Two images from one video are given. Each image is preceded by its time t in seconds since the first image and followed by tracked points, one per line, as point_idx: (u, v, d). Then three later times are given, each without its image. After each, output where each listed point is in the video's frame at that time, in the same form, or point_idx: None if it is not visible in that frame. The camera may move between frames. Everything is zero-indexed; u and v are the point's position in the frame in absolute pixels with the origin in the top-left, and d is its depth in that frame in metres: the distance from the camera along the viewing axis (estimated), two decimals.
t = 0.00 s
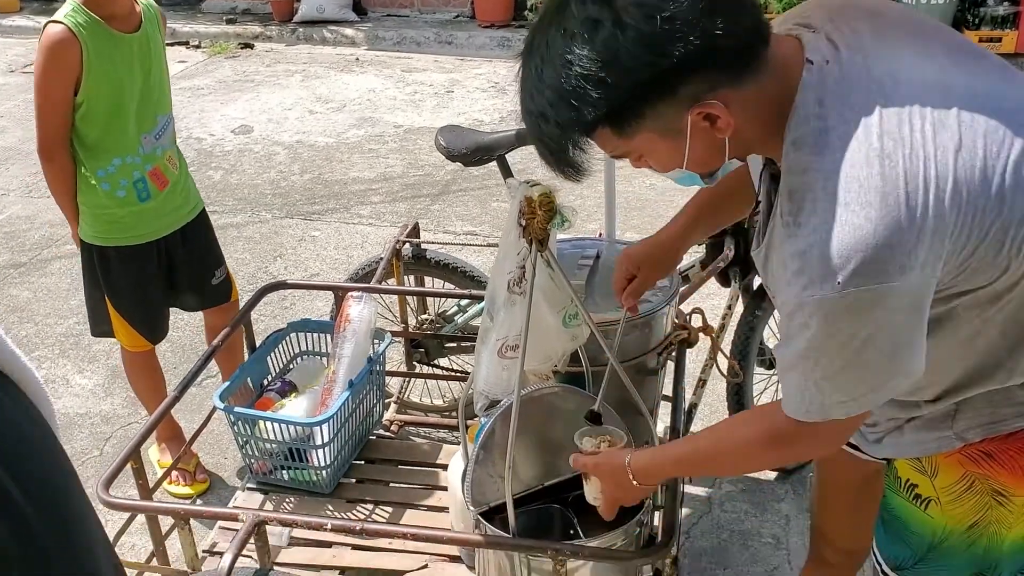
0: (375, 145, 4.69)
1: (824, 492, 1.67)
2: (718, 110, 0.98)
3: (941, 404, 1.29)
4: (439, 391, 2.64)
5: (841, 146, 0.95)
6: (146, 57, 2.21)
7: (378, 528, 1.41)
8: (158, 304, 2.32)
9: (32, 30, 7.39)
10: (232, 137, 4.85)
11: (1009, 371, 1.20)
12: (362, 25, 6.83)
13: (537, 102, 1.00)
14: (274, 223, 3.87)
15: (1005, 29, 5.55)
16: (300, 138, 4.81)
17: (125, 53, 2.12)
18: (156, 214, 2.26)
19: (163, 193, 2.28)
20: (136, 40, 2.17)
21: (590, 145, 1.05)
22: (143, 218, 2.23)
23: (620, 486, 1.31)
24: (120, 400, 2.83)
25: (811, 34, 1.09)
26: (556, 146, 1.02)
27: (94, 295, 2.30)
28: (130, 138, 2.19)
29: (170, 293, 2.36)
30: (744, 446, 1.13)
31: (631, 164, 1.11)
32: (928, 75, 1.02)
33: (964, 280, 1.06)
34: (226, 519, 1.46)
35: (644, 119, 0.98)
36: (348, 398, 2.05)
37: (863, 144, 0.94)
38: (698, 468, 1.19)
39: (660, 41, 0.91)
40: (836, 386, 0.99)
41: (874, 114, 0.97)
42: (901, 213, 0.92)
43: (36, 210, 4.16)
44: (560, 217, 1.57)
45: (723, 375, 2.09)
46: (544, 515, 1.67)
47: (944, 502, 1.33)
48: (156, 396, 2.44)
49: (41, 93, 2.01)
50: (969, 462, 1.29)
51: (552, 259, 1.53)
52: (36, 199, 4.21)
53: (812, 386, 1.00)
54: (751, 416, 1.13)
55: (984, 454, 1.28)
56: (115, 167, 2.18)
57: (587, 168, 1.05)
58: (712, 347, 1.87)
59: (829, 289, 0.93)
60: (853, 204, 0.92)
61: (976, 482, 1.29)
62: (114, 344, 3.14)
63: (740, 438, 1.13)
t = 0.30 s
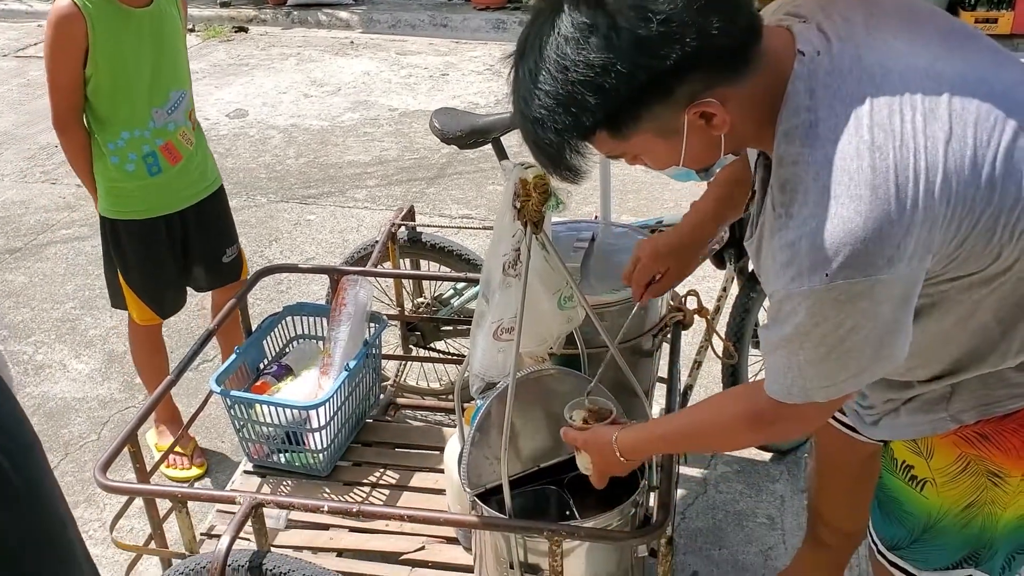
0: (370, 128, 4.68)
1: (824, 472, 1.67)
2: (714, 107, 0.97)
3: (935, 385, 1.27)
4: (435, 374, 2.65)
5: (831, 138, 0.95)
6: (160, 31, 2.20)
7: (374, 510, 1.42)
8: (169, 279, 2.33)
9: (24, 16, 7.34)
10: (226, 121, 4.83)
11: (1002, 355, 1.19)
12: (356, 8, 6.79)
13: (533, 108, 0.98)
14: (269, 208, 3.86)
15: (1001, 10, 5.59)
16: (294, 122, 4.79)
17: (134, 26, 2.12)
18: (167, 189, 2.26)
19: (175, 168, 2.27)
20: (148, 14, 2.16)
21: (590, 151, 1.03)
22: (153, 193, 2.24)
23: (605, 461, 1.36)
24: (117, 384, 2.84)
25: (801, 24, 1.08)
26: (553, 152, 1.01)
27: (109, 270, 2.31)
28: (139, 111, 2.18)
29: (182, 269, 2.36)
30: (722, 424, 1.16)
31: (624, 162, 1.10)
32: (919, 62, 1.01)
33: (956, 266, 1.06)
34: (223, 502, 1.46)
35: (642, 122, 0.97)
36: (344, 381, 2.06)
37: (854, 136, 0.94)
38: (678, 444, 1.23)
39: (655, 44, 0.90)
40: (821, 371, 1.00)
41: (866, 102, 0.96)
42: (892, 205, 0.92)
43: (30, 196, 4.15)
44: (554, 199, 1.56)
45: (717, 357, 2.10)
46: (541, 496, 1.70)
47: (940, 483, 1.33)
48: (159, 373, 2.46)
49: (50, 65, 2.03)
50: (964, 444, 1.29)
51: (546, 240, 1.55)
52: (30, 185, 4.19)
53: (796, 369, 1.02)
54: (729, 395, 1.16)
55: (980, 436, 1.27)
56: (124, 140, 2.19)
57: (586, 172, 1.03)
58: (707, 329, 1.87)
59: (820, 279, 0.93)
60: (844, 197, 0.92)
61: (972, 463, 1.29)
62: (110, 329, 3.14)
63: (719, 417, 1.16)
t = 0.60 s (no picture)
0: (356, 122, 4.67)
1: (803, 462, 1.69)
2: (686, 99, 0.97)
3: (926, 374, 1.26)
4: (423, 368, 2.65)
5: (814, 125, 0.95)
6: (172, 13, 2.19)
7: (361, 503, 1.42)
8: (178, 259, 2.33)
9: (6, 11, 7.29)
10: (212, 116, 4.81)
11: (991, 340, 1.20)
12: (342, 3, 6.77)
13: (508, 100, 0.99)
14: (254, 202, 3.85)
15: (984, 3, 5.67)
16: (281, 116, 4.78)
17: (144, 9, 2.11)
18: (176, 172, 2.26)
19: (184, 151, 2.27)
20: None
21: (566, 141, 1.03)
22: (162, 175, 2.24)
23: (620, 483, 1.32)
24: (103, 380, 2.83)
25: (775, 19, 1.09)
26: (531, 145, 1.01)
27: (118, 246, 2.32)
28: (147, 94, 2.18)
29: (193, 250, 2.36)
30: (747, 439, 1.13)
31: (604, 158, 1.10)
32: (894, 50, 1.02)
33: (948, 249, 1.06)
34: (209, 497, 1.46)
35: (617, 113, 0.97)
36: (332, 375, 2.06)
37: (839, 117, 0.94)
38: (701, 462, 1.19)
39: (628, 34, 0.91)
40: (842, 365, 0.98)
41: (848, 90, 0.96)
42: (885, 183, 0.92)
43: (14, 192, 4.12)
44: (540, 191, 1.56)
45: (703, 349, 2.11)
46: (528, 489, 1.68)
47: (932, 475, 1.29)
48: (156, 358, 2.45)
49: (60, 48, 2.03)
50: (957, 436, 1.26)
51: (533, 234, 1.51)
52: (13, 181, 4.17)
53: (815, 368, 1.00)
54: (750, 406, 1.13)
55: (973, 426, 1.25)
56: (132, 123, 2.19)
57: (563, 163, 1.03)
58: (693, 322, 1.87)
59: (823, 264, 0.92)
60: (835, 178, 0.92)
61: (964, 454, 1.26)
62: (96, 325, 3.13)
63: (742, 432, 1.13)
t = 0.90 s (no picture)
0: (336, 116, 4.65)
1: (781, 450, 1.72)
2: (647, 90, 0.97)
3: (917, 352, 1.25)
4: (406, 361, 2.66)
5: (788, 92, 0.97)
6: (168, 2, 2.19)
7: (346, 497, 1.42)
8: (169, 244, 2.31)
9: None
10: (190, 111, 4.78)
11: (978, 304, 1.18)
12: None
13: (475, 90, 1.01)
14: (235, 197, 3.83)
15: None
16: (260, 111, 4.75)
17: None
18: (166, 160, 2.25)
19: (174, 140, 2.26)
20: None
21: (531, 129, 1.05)
22: (152, 163, 2.23)
23: (636, 490, 1.29)
24: (85, 378, 2.81)
25: (738, 15, 1.13)
26: (499, 132, 1.03)
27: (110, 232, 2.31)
28: (141, 79, 2.18)
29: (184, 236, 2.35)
30: (767, 432, 1.10)
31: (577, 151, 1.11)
32: (855, 30, 1.06)
33: (932, 215, 1.04)
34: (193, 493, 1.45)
35: (580, 101, 0.98)
36: (315, 371, 2.05)
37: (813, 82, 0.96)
38: (722, 458, 1.15)
39: (588, 23, 0.91)
40: (852, 332, 0.95)
41: (819, 62, 0.99)
42: (865, 135, 0.92)
43: None
44: (520, 184, 1.54)
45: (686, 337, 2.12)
46: (513, 480, 1.68)
47: (924, 456, 1.30)
48: (142, 348, 2.42)
49: (58, 30, 2.03)
50: (950, 416, 1.27)
51: (515, 225, 1.50)
52: None
53: (827, 341, 0.97)
54: (773, 398, 1.10)
55: (966, 406, 1.27)
56: (125, 108, 2.18)
57: (531, 152, 1.06)
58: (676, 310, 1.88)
59: (815, 220, 0.91)
60: (814, 133, 0.93)
61: (956, 434, 1.27)
62: (76, 323, 3.11)
63: (761, 425, 1.10)
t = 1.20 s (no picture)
0: (322, 107, 4.63)
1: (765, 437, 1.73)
2: (636, 65, 0.97)
3: (894, 336, 1.26)
4: (395, 352, 2.65)
5: (778, 74, 0.97)
6: None
7: (336, 488, 1.41)
8: (152, 233, 2.30)
9: None
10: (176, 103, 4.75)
11: (956, 291, 1.18)
12: None
13: (462, 58, 1.01)
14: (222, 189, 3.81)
15: None
16: (246, 102, 4.73)
17: None
18: (150, 147, 2.24)
19: (160, 128, 2.25)
20: None
21: (519, 101, 1.04)
22: (136, 149, 2.22)
23: (608, 468, 1.31)
24: (72, 372, 2.80)
25: None
26: (485, 103, 1.03)
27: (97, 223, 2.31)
28: (130, 65, 2.16)
29: (167, 225, 2.34)
30: (736, 410, 1.11)
31: (564, 126, 1.11)
32: (842, 16, 1.06)
33: (914, 203, 1.05)
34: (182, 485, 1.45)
35: (567, 71, 0.98)
36: (303, 362, 2.05)
37: (801, 65, 0.97)
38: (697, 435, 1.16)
39: None
40: (828, 316, 0.96)
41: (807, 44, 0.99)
42: (853, 123, 0.92)
43: None
44: (507, 172, 1.53)
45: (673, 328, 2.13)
46: (502, 470, 1.68)
47: (899, 439, 1.31)
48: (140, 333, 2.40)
49: (50, 11, 2.02)
50: (925, 399, 1.28)
51: (502, 216, 1.50)
52: None
53: (803, 323, 0.98)
54: (749, 377, 1.10)
55: (940, 389, 1.27)
56: (112, 93, 2.17)
57: (518, 123, 1.05)
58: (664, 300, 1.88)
59: (800, 206, 0.91)
60: (803, 118, 0.93)
61: (931, 417, 1.28)
62: (63, 317, 3.09)
63: (729, 403, 1.11)
